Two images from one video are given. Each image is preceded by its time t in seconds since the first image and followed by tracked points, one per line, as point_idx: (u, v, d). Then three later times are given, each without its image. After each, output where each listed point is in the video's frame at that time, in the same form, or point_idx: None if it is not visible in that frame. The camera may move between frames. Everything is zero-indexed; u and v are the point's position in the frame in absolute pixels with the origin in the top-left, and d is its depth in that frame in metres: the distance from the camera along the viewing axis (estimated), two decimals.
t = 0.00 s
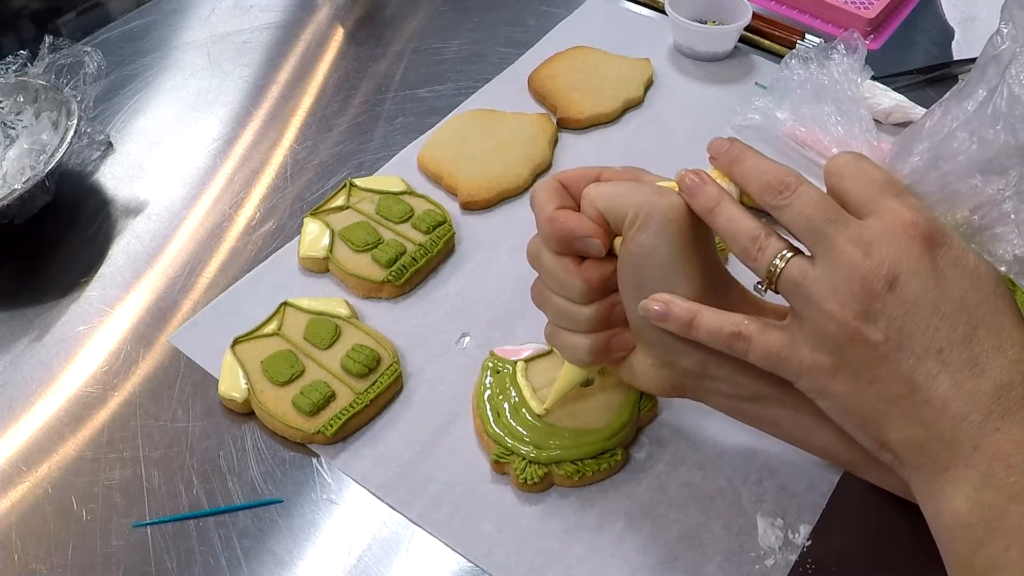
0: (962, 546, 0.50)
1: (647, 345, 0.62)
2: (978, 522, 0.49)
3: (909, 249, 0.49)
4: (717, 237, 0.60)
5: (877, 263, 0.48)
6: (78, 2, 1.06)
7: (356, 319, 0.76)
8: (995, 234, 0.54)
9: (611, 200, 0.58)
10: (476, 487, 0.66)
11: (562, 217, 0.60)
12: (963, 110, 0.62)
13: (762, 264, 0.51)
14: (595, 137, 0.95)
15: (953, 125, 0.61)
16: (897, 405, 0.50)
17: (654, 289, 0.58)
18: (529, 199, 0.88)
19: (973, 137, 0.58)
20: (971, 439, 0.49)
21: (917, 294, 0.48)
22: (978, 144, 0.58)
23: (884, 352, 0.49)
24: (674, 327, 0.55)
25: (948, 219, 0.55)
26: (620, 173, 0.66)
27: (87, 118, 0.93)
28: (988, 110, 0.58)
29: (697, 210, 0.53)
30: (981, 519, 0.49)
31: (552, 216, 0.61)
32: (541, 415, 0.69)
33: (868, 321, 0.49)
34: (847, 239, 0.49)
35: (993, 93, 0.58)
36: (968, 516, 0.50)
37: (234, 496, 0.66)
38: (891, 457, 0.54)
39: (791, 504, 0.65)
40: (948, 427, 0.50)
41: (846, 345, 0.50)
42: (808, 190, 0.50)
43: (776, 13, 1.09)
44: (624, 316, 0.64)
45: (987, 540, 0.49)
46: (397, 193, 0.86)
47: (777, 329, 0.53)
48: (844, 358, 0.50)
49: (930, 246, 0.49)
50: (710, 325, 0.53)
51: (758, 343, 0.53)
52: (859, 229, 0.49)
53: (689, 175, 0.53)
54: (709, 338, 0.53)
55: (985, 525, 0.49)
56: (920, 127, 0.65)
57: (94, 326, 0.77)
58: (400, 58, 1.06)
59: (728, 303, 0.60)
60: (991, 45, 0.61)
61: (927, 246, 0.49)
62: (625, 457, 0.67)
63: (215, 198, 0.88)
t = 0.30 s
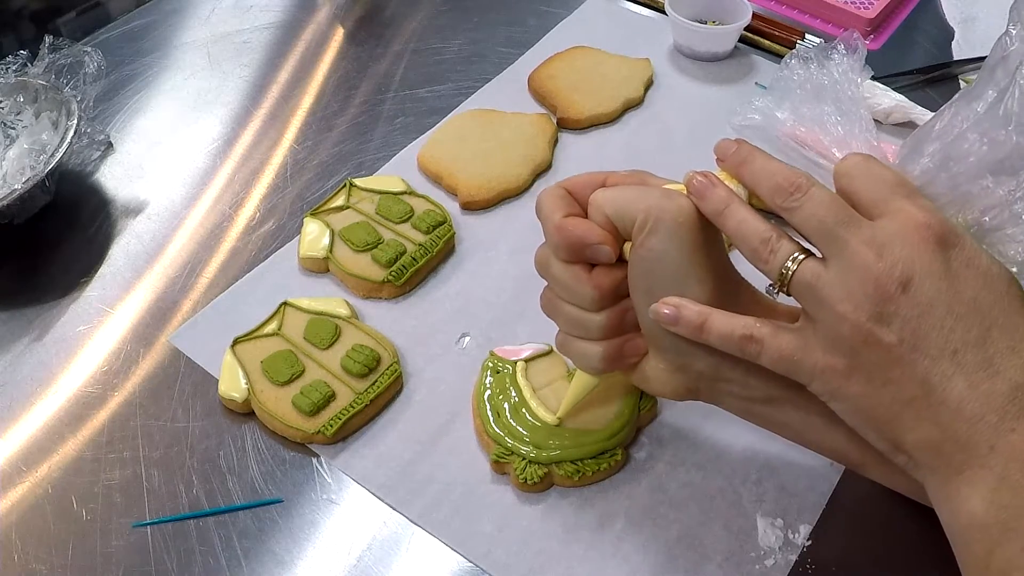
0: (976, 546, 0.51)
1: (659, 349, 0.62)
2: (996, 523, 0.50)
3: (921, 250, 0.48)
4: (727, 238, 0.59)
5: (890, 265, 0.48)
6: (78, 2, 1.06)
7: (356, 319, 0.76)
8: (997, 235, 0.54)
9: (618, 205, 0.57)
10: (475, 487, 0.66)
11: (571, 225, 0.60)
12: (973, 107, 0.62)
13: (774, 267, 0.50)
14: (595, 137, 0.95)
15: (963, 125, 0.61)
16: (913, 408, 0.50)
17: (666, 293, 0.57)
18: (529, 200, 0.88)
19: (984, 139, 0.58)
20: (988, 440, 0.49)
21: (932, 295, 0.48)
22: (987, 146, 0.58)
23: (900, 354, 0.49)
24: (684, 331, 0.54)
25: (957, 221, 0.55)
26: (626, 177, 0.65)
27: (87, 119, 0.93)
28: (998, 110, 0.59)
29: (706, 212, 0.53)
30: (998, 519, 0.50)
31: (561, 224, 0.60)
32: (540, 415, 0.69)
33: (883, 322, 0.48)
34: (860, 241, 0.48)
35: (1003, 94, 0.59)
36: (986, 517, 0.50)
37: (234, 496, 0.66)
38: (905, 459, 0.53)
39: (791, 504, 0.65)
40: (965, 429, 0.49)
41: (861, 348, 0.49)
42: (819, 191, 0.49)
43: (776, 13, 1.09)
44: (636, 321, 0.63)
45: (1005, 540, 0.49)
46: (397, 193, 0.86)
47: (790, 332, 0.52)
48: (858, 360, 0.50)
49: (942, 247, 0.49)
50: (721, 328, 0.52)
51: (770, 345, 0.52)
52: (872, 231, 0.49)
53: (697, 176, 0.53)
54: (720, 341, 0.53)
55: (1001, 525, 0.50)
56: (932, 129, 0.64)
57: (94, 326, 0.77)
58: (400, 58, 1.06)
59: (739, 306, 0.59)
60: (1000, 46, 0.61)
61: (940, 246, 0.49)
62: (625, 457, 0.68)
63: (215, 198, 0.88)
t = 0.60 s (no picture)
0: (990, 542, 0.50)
1: (679, 350, 0.61)
2: (1013, 520, 0.49)
3: (938, 248, 0.48)
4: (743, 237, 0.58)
5: (907, 263, 0.47)
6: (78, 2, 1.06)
7: (356, 319, 0.76)
8: (1012, 233, 0.54)
9: (633, 206, 0.56)
10: (475, 486, 0.66)
11: (586, 229, 0.59)
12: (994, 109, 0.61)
13: (790, 266, 0.50)
14: (595, 138, 0.95)
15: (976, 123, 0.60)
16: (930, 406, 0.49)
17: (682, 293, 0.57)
18: (529, 200, 0.88)
19: (999, 137, 0.57)
20: (1005, 437, 0.49)
21: (948, 293, 0.48)
22: (1005, 144, 0.57)
23: (917, 352, 0.48)
24: (700, 331, 0.53)
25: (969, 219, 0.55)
26: (638, 179, 0.65)
27: (87, 119, 0.93)
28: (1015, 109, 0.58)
29: (721, 212, 0.52)
30: (1015, 516, 0.49)
31: (575, 228, 0.60)
32: (540, 416, 0.69)
33: (900, 321, 0.48)
34: (876, 239, 0.48)
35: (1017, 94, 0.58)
36: (1004, 514, 0.49)
37: (233, 496, 0.66)
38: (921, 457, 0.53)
39: (791, 503, 0.65)
40: (982, 426, 0.49)
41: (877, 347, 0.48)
42: (835, 190, 0.49)
43: (775, 13, 1.09)
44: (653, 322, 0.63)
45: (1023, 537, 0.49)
46: (397, 193, 0.86)
47: (806, 331, 0.51)
48: (874, 359, 0.49)
49: (958, 245, 0.49)
50: (737, 328, 0.52)
51: (788, 344, 0.51)
52: (888, 229, 0.48)
53: (710, 176, 0.52)
54: (736, 340, 0.52)
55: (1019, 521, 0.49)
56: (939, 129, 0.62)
57: (94, 326, 0.77)
58: (400, 58, 1.06)
59: (757, 305, 0.59)
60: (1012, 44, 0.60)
61: (956, 244, 0.48)
62: (625, 457, 0.68)
63: (215, 198, 0.88)
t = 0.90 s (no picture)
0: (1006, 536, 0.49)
1: (697, 348, 0.62)
2: None
3: (955, 244, 0.47)
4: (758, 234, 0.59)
5: (924, 259, 0.47)
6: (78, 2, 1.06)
7: (356, 319, 0.76)
8: None
9: (648, 205, 0.56)
10: (475, 486, 0.66)
11: (601, 228, 0.59)
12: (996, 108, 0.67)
13: (807, 263, 0.50)
14: (596, 138, 0.95)
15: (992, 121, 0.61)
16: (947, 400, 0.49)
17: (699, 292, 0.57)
18: (529, 200, 0.88)
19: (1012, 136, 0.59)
20: None
21: (966, 289, 0.47)
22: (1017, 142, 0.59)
23: (935, 347, 0.48)
24: (717, 327, 0.54)
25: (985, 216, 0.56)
26: (651, 179, 0.65)
27: (87, 119, 0.93)
28: None
29: (737, 208, 0.52)
30: None
31: (591, 229, 0.59)
32: (541, 415, 0.69)
33: (917, 316, 0.47)
34: (893, 235, 0.48)
35: None
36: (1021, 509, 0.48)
37: (234, 496, 0.66)
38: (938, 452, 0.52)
39: (791, 504, 0.65)
40: (1001, 420, 0.48)
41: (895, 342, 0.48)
42: (851, 187, 0.49)
43: (776, 13, 1.09)
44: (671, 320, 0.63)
45: None
46: (397, 193, 0.86)
47: (823, 327, 0.52)
48: (892, 355, 0.49)
49: (974, 242, 0.48)
50: (754, 324, 0.52)
51: (804, 340, 0.51)
52: (904, 226, 0.48)
53: (725, 173, 0.52)
54: (754, 337, 0.53)
55: None
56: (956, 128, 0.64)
57: (94, 326, 0.77)
58: (400, 58, 1.06)
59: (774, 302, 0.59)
60: None
61: (972, 241, 0.48)
62: (625, 457, 0.67)
63: (215, 198, 0.88)
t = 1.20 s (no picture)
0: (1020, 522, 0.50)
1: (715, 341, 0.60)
2: None
3: (971, 236, 0.47)
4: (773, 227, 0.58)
5: (941, 250, 0.46)
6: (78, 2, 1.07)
7: (356, 319, 0.76)
8: None
9: (664, 200, 0.55)
10: (475, 486, 0.66)
11: (616, 224, 0.58)
12: (1013, 100, 0.76)
13: (823, 254, 0.49)
14: (596, 138, 0.95)
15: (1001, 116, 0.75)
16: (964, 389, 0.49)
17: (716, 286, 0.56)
18: (529, 200, 0.88)
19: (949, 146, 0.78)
20: None
21: (983, 279, 0.47)
22: None
23: (952, 337, 0.48)
24: (734, 320, 0.52)
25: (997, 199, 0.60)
26: (665, 173, 0.64)
27: (87, 119, 0.93)
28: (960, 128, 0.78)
29: (752, 202, 0.51)
30: None
31: (606, 224, 0.58)
32: (540, 415, 0.69)
33: (934, 307, 0.47)
34: (909, 226, 0.47)
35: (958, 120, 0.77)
36: None
37: (234, 496, 0.66)
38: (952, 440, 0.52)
39: (791, 504, 0.65)
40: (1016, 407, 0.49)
41: (912, 334, 0.48)
42: (867, 178, 0.48)
43: (775, 13, 1.09)
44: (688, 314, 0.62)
45: None
46: (397, 193, 0.86)
47: (839, 318, 0.50)
48: (909, 346, 0.49)
49: (990, 232, 0.48)
50: (771, 316, 0.51)
51: (821, 332, 0.50)
52: (921, 217, 0.47)
53: (740, 167, 0.52)
54: (770, 330, 0.51)
55: None
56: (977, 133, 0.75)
57: (94, 326, 0.77)
58: (399, 58, 1.06)
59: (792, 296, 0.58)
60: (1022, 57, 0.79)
61: (988, 232, 0.48)
62: (625, 457, 0.67)
63: (215, 198, 0.88)
